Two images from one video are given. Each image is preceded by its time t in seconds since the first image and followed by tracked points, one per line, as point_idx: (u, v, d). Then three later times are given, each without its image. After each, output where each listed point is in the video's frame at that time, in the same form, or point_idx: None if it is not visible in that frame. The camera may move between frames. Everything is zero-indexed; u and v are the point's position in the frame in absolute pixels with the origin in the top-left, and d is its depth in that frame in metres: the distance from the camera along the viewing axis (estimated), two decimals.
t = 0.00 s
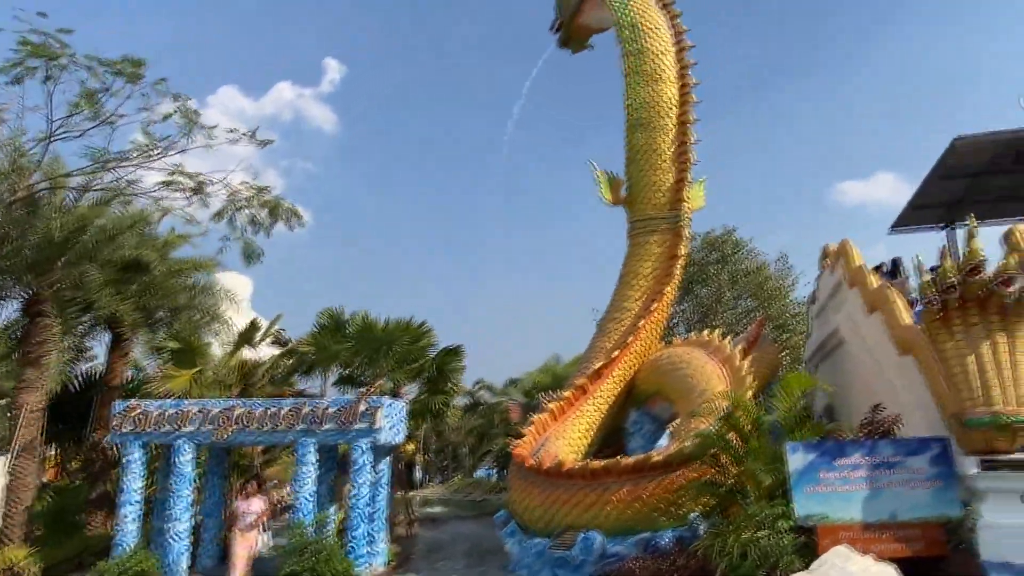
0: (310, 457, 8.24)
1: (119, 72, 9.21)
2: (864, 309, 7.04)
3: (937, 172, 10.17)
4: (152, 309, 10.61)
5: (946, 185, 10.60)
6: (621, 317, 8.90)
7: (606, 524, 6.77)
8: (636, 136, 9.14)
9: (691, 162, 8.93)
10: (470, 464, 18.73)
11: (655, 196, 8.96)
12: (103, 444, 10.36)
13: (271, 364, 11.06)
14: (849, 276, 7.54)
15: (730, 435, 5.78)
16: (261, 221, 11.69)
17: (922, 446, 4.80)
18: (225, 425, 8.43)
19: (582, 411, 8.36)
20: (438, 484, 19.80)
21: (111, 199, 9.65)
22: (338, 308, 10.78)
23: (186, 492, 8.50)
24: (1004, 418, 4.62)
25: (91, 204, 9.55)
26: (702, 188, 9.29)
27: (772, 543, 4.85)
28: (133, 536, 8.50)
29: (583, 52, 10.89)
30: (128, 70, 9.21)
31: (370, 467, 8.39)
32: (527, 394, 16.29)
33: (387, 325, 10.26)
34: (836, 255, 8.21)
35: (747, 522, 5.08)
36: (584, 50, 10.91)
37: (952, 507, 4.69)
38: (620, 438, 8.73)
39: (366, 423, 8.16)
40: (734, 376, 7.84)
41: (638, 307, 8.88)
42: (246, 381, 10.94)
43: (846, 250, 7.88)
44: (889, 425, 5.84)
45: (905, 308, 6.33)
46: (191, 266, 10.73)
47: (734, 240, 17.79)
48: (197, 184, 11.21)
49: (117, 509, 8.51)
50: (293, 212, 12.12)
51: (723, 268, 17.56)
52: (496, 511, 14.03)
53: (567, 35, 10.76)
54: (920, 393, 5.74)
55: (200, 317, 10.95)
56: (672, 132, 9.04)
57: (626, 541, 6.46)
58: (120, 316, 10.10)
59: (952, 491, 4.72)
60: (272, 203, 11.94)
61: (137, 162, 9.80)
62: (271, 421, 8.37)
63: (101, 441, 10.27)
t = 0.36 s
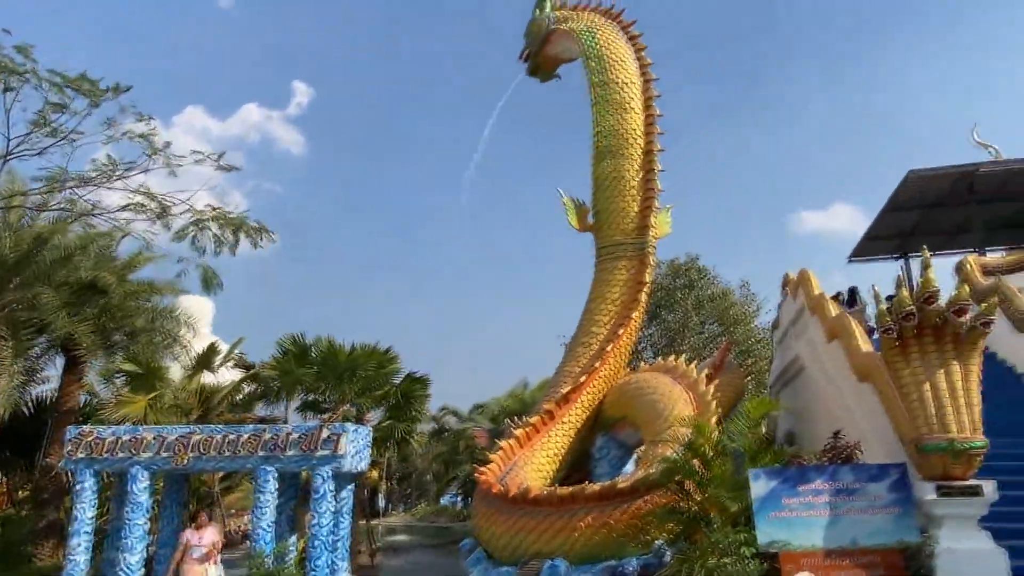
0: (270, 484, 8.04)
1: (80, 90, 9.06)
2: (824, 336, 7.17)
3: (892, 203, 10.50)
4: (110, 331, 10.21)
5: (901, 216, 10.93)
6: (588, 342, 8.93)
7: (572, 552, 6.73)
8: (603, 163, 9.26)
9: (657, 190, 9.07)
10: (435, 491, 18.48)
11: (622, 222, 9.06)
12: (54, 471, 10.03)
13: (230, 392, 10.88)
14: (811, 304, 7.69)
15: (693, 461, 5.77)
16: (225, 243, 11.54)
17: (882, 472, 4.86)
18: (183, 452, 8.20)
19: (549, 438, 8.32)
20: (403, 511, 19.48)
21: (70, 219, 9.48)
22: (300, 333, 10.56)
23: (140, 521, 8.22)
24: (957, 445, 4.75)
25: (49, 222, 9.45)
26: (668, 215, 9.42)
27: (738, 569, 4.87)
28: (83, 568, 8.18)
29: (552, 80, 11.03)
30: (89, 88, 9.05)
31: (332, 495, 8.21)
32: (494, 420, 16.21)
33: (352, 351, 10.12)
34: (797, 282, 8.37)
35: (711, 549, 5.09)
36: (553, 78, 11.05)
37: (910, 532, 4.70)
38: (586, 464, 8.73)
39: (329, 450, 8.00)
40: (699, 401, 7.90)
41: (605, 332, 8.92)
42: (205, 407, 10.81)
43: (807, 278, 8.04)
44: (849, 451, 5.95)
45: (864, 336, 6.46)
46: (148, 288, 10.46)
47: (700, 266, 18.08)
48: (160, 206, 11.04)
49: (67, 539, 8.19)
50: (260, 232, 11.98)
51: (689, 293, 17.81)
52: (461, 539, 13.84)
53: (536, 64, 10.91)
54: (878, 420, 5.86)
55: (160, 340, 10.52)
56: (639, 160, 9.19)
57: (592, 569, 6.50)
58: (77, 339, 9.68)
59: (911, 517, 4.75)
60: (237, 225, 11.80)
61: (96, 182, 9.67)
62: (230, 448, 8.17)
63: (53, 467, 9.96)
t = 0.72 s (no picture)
0: (231, 514, 7.83)
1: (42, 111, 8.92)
2: (789, 362, 7.28)
3: (853, 233, 10.76)
4: (68, 355, 9.84)
5: (862, 245, 11.20)
6: (557, 368, 8.93)
7: None
8: (573, 190, 9.35)
9: (626, 217, 9.18)
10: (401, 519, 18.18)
11: (591, 249, 9.13)
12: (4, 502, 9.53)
13: (190, 416, 10.56)
14: (775, 330, 7.81)
15: (661, 488, 5.77)
16: (190, 267, 11.38)
17: (845, 499, 4.89)
18: (140, 480, 7.96)
19: (518, 464, 8.26)
20: (368, 540, 19.10)
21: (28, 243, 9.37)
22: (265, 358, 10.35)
23: (94, 552, 7.92)
24: (918, 472, 4.83)
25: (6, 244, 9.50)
26: (636, 242, 9.53)
27: None
28: None
29: (523, 108, 11.15)
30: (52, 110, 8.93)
31: (295, 524, 8.01)
32: (462, 446, 16.08)
33: (317, 376, 9.97)
34: (762, 309, 8.49)
35: None
36: (524, 106, 11.18)
37: (873, 559, 4.73)
38: (555, 491, 8.69)
39: (292, 478, 7.81)
40: (667, 427, 7.95)
41: (574, 357, 8.93)
42: (163, 434, 10.45)
43: (772, 305, 8.16)
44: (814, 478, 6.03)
45: (827, 362, 6.57)
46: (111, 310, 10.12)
47: (668, 292, 18.32)
48: (125, 227, 10.84)
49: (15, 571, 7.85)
50: (227, 253, 11.81)
51: (658, 319, 18.00)
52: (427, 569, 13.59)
53: (507, 91, 11.02)
54: (841, 446, 5.94)
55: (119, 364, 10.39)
56: (608, 187, 9.29)
57: None
58: (31, 362, 9.31)
59: (874, 544, 4.78)
60: (202, 248, 11.62)
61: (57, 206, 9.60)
62: (189, 475, 7.94)
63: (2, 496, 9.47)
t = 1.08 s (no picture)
0: (194, 541, 7.62)
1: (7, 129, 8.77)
2: (757, 387, 7.35)
3: (820, 260, 10.98)
4: (27, 377, 9.91)
5: (828, 272, 11.42)
6: (529, 392, 8.91)
7: None
8: (546, 214, 9.41)
9: (597, 242, 9.26)
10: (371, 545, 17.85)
11: (563, 272, 9.18)
12: None
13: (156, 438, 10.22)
14: (744, 355, 7.90)
15: (633, 513, 5.77)
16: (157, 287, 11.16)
17: (812, 524, 4.92)
18: (99, 507, 7.72)
19: (489, 490, 8.17)
20: (336, 567, 18.70)
21: None
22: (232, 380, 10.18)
23: None
24: (884, 496, 4.88)
25: None
26: (608, 266, 9.60)
27: None
28: None
29: (496, 132, 11.24)
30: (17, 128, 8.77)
31: (260, 552, 7.81)
32: (433, 470, 15.91)
33: (286, 399, 9.82)
34: (732, 334, 8.58)
35: None
36: (497, 131, 11.27)
37: None
38: (526, 516, 8.58)
39: (258, 504, 7.65)
40: (637, 452, 7.99)
41: (546, 381, 8.92)
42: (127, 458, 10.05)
43: (741, 330, 8.26)
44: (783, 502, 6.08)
45: (795, 388, 6.65)
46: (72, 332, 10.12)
47: (640, 315, 18.47)
48: (91, 246, 10.64)
49: None
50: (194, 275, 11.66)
51: (630, 342, 18.10)
52: None
53: (481, 116, 11.11)
54: (809, 471, 6.01)
55: (81, 386, 10.34)
56: (580, 212, 9.38)
57: None
58: None
59: (841, 568, 4.80)
60: (170, 267, 11.44)
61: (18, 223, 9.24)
62: (151, 502, 7.73)
63: None
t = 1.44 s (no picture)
0: (156, 565, 7.41)
1: None
2: (728, 407, 7.42)
3: (790, 282, 11.14)
4: None
5: (798, 294, 11.59)
6: (502, 412, 8.86)
7: None
8: (520, 234, 9.45)
9: (571, 262, 9.31)
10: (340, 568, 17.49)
11: (537, 292, 9.20)
12: None
13: (119, 458, 10.01)
14: (716, 376, 7.98)
15: (605, 535, 5.77)
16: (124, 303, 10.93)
17: (783, 544, 4.93)
18: (58, 530, 7.51)
19: (460, 512, 8.08)
20: None
21: None
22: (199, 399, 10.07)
23: None
24: (851, 517, 4.97)
25: None
26: (582, 286, 9.64)
27: None
28: None
29: (472, 152, 11.29)
30: None
31: None
32: (405, 491, 15.72)
33: (255, 418, 9.68)
34: (703, 354, 8.65)
35: None
36: (473, 150, 11.32)
37: None
38: (497, 538, 8.55)
39: (224, 526, 7.50)
40: (610, 472, 8.05)
41: (518, 401, 8.89)
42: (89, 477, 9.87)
43: (713, 350, 8.33)
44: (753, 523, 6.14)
45: (765, 409, 6.71)
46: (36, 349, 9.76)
47: (613, 335, 18.58)
48: (56, 262, 10.42)
49: None
50: (164, 293, 11.49)
51: (604, 362, 18.16)
52: None
53: (456, 136, 11.16)
54: (779, 491, 6.05)
55: (43, 406, 10.17)
56: (554, 232, 9.43)
57: None
58: None
59: None
60: (137, 283, 11.25)
61: None
62: (113, 524, 7.54)
63: None
